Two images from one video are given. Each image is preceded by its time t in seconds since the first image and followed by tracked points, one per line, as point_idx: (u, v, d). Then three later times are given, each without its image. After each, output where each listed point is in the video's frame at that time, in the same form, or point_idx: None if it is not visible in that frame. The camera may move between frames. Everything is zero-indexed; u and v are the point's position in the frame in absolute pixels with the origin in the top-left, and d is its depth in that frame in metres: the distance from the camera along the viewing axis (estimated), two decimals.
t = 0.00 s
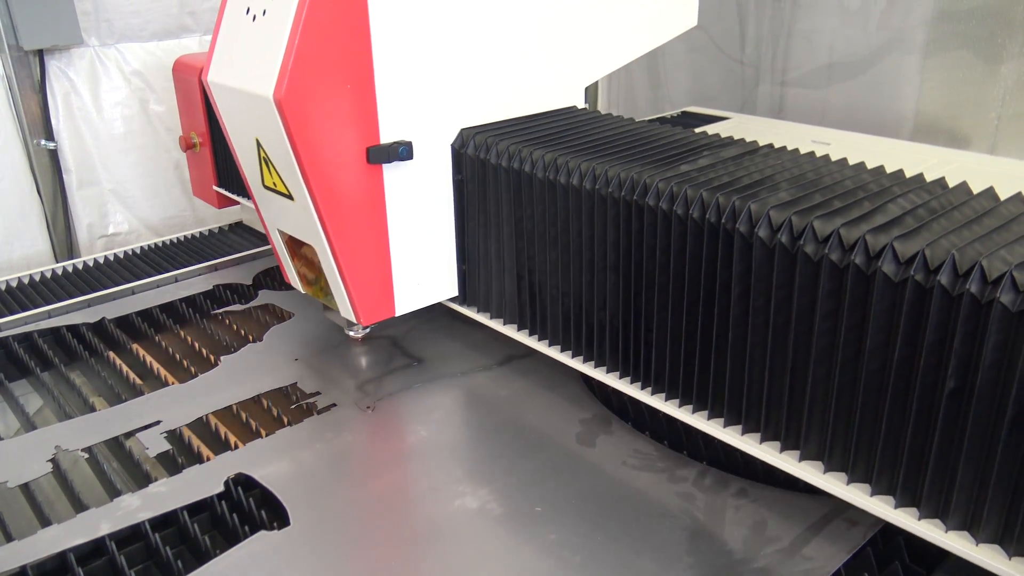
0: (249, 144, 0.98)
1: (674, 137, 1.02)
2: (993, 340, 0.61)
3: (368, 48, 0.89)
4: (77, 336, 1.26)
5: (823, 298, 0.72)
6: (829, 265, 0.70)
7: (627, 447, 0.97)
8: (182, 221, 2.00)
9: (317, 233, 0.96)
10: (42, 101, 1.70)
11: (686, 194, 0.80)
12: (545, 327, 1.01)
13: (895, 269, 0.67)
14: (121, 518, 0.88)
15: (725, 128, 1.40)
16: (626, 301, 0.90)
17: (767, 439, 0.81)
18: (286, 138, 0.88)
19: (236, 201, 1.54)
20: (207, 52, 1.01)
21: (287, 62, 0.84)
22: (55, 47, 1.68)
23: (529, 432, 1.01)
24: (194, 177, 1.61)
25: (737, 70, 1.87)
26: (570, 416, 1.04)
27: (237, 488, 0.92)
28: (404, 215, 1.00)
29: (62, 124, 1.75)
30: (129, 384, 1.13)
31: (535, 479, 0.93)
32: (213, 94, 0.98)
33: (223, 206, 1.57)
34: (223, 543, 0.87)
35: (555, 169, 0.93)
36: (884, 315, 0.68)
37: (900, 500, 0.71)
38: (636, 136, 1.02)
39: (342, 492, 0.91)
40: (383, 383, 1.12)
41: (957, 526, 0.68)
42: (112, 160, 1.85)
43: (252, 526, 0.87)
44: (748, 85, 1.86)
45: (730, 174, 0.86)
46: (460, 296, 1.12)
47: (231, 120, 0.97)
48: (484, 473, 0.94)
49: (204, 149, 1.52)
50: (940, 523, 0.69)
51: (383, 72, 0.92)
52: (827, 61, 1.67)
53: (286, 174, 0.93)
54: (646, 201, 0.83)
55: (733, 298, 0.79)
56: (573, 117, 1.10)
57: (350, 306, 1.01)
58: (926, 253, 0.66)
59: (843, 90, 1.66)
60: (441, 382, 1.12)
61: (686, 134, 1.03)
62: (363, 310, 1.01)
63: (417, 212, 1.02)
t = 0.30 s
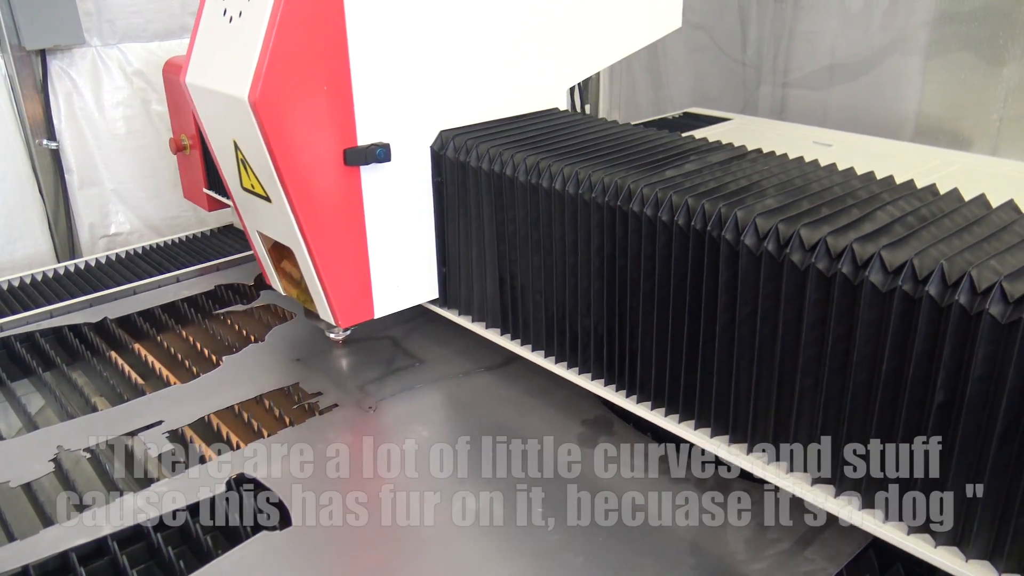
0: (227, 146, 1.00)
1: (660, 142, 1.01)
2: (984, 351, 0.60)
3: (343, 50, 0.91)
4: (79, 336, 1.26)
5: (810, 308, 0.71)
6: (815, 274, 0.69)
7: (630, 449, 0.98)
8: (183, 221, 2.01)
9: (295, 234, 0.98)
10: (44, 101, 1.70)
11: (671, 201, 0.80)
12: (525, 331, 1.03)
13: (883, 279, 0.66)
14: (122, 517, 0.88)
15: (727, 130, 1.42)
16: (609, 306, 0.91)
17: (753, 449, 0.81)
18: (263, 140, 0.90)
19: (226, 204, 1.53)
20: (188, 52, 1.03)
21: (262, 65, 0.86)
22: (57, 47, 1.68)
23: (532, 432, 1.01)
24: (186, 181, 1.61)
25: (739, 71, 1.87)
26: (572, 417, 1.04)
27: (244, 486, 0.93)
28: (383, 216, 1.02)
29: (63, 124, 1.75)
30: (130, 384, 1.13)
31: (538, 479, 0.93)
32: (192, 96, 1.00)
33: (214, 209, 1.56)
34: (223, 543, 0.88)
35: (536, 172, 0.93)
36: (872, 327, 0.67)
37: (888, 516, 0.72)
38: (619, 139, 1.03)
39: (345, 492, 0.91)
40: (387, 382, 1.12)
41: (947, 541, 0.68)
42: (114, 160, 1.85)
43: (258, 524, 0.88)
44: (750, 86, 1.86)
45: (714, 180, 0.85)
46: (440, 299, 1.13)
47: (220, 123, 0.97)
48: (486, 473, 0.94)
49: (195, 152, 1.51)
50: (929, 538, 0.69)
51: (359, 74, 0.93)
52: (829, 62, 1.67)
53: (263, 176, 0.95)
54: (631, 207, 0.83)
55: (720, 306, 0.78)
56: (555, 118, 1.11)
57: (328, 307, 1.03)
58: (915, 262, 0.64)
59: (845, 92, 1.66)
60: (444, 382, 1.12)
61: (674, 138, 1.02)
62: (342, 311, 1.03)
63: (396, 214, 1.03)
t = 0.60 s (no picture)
0: (203, 148, 1.00)
1: (642, 146, 1.00)
2: (973, 367, 0.59)
3: (318, 52, 0.91)
4: (83, 335, 1.26)
5: (796, 318, 0.69)
6: (800, 285, 0.68)
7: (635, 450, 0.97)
8: (187, 220, 2.01)
9: (271, 237, 0.98)
10: (49, 99, 1.70)
11: (651, 207, 0.79)
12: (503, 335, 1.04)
13: (870, 291, 0.64)
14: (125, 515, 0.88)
15: (732, 131, 1.42)
16: (587, 311, 0.91)
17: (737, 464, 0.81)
18: (237, 143, 0.90)
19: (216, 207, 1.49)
20: (165, 50, 1.03)
21: (235, 66, 0.86)
22: (62, 46, 1.68)
23: (536, 432, 1.01)
24: (176, 182, 1.55)
25: (743, 72, 1.87)
26: (576, 417, 1.04)
27: (244, 486, 0.93)
28: (360, 219, 1.02)
29: (68, 123, 1.75)
30: (135, 383, 1.14)
31: (541, 480, 0.93)
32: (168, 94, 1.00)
33: (205, 211, 1.52)
34: (229, 542, 0.88)
35: (513, 175, 0.93)
36: (859, 341, 0.66)
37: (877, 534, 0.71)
38: (600, 143, 1.03)
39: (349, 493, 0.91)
40: (393, 382, 1.12)
41: (936, 561, 0.67)
42: (118, 159, 1.85)
43: (259, 524, 0.88)
44: (754, 86, 1.86)
45: (695, 186, 0.84)
46: (421, 302, 1.14)
47: (195, 125, 0.97)
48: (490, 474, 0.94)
49: (184, 154, 1.45)
50: (919, 558, 0.69)
51: (336, 76, 0.93)
52: (833, 63, 1.67)
53: (239, 179, 0.95)
54: (608, 212, 0.82)
55: (701, 316, 0.77)
56: (536, 121, 1.12)
57: (305, 311, 1.03)
58: (903, 275, 0.63)
59: (849, 93, 1.66)
60: (448, 382, 1.12)
61: (657, 142, 1.02)
62: (319, 315, 1.03)
63: (375, 217, 1.04)
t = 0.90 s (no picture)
0: (190, 151, 1.00)
1: (632, 149, 1.01)
2: (967, 378, 0.59)
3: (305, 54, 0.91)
4: (89, 332, 1.27)
5: (784, 328, 0.69)
6: (789, 295, 0.68)
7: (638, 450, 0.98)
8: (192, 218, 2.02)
9: (258, 241, 0.98)
10: (55, 96, 1.71)
11: (637, 212, 0.80)
12: (493, 341, 1.04)
13: (861, 302, 0.64)
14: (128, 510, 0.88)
15: (736, 131, 1.42)
16: (575, 316, 0.91)
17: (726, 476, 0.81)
18: (223, 147, 0.89)
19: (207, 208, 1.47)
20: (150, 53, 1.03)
21: (219, 67, 0.85)
22: (68, 43, 1.69)
23: (539, 433, 1.02)
24: (168, 184, 1.54)
25: (748, 72, 1.87)
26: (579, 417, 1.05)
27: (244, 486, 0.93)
28: (349, 223, 1.02)
29: (74, 120, 1.77)
30: (141, 381, 1.14)
31: (546, 480, 0.93)
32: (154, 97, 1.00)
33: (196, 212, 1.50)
34: (234, 539, 0.89)
35: (500, 179, 0.94)
36: (850, 353, 0.66)
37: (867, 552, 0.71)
38: (592, 146, 1.03)
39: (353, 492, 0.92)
40: (398, 381, 1.13)
41: None
42: (123, 157, 1.86)
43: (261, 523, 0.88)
44: (760, 86, 1.85)
45: (686, 191, 0.85)
46: (414, 310, 1.15)
47: (181, 128, 0.97)
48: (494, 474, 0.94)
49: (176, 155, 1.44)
50: None
51: (325, 80, 0.93)
52: (839, 63, 1.67)
53: (225, 185, 0.95)
54: (594, 217, 0.83)
55: (689, 324, 0.78)
56: (530, 124, 1.12)
57: (293, 316, 1.03)
58: (894, 286, 0.63)
59: (855, 93, 1.65)
60: (452, 381, 1.13)
61: (648, 145, 1.02)
62: (307, 321, 1.03)
63: (365, 221, 1.04)
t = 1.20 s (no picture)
0: (197, 152, 1.00)
1: (638, 149, 1.00)
2: (974, 384, 0.59)
3: (315, 55, 0.91)
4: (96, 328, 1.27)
5: (788, 331, 0.69)
6: (794, 296, 0.68)
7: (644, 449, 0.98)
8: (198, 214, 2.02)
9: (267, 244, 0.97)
10: (62, 92, 1.72)
11: (640, 211, 0.80)
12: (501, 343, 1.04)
13: (866, 305, 0.64)
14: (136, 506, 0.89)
15: (743, 132, 1.41)
16: (578, 316, 0.91)
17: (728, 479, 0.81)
18: (233, 148, 0.89)
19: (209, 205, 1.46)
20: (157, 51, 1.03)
21: (229, 67, 0.85)
22: (75, 39, 1.70)
23: (544, 431, 1.02)
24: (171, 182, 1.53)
25: (754, 71, 1.86)
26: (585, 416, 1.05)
27: (244, 486, 0.92)
28: (360, 225, 1.03)
29: (81, 116, 1.77)
30: (148, 377, 1.15)
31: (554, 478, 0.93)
32: (162, 96, 1.00)
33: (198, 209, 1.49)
34: (242, 536, 0.90)
35: (507, 179, 0.94)
36: (853, 357, 0.66)
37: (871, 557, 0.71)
38: (598, 147, 1.02)
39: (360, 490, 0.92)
40: (404, 378, 1.13)
41: None
42: (130, 153, 1.86)
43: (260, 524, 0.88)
44: (766, 85, 1.85)
45: (689, 189, 0.85)
46: (424, 313, 1.15)
47: (189, 128, 0.97)
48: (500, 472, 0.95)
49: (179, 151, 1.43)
50: None
51: (336, 79, 0.93)
52: (846, 62, 1.66)
53: (234, 186, 0.95)
54: (598, 216, 0.83)
55: (693, 325, 0.77)
56: (541, 125, 1.12)
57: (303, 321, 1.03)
58: (901, 287, 0.63)
59: (863, 92, 1.65)
60: (458, 379, 1.13)
61: (654, 144, 1.02)
62: (317, 325, 1.03)
63: (377, 224, 1.04)
